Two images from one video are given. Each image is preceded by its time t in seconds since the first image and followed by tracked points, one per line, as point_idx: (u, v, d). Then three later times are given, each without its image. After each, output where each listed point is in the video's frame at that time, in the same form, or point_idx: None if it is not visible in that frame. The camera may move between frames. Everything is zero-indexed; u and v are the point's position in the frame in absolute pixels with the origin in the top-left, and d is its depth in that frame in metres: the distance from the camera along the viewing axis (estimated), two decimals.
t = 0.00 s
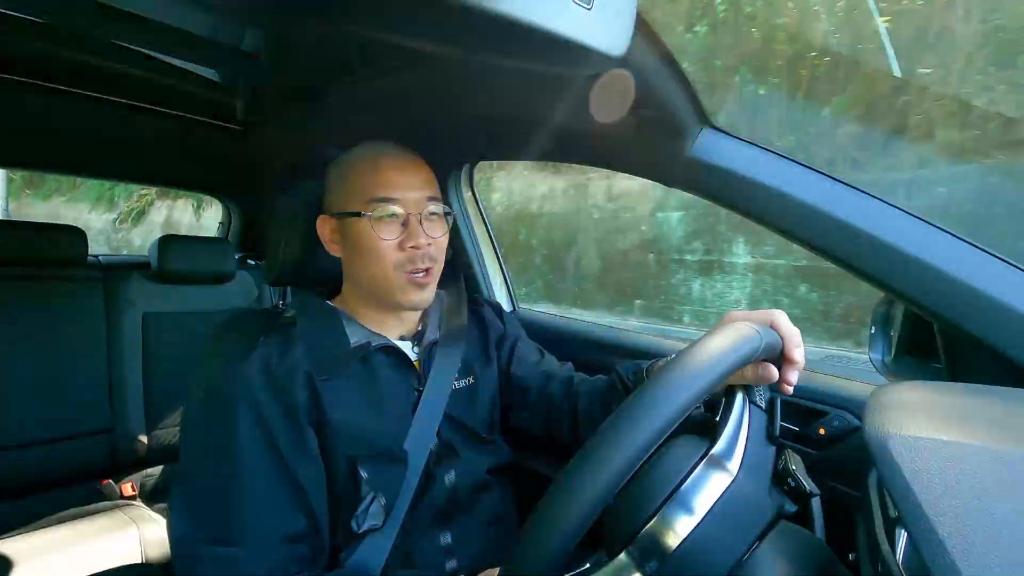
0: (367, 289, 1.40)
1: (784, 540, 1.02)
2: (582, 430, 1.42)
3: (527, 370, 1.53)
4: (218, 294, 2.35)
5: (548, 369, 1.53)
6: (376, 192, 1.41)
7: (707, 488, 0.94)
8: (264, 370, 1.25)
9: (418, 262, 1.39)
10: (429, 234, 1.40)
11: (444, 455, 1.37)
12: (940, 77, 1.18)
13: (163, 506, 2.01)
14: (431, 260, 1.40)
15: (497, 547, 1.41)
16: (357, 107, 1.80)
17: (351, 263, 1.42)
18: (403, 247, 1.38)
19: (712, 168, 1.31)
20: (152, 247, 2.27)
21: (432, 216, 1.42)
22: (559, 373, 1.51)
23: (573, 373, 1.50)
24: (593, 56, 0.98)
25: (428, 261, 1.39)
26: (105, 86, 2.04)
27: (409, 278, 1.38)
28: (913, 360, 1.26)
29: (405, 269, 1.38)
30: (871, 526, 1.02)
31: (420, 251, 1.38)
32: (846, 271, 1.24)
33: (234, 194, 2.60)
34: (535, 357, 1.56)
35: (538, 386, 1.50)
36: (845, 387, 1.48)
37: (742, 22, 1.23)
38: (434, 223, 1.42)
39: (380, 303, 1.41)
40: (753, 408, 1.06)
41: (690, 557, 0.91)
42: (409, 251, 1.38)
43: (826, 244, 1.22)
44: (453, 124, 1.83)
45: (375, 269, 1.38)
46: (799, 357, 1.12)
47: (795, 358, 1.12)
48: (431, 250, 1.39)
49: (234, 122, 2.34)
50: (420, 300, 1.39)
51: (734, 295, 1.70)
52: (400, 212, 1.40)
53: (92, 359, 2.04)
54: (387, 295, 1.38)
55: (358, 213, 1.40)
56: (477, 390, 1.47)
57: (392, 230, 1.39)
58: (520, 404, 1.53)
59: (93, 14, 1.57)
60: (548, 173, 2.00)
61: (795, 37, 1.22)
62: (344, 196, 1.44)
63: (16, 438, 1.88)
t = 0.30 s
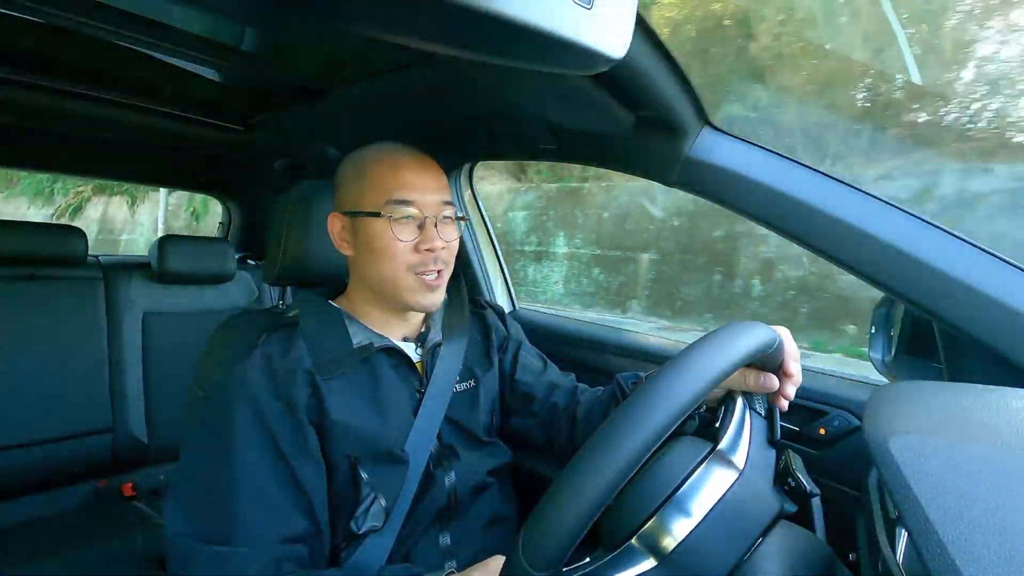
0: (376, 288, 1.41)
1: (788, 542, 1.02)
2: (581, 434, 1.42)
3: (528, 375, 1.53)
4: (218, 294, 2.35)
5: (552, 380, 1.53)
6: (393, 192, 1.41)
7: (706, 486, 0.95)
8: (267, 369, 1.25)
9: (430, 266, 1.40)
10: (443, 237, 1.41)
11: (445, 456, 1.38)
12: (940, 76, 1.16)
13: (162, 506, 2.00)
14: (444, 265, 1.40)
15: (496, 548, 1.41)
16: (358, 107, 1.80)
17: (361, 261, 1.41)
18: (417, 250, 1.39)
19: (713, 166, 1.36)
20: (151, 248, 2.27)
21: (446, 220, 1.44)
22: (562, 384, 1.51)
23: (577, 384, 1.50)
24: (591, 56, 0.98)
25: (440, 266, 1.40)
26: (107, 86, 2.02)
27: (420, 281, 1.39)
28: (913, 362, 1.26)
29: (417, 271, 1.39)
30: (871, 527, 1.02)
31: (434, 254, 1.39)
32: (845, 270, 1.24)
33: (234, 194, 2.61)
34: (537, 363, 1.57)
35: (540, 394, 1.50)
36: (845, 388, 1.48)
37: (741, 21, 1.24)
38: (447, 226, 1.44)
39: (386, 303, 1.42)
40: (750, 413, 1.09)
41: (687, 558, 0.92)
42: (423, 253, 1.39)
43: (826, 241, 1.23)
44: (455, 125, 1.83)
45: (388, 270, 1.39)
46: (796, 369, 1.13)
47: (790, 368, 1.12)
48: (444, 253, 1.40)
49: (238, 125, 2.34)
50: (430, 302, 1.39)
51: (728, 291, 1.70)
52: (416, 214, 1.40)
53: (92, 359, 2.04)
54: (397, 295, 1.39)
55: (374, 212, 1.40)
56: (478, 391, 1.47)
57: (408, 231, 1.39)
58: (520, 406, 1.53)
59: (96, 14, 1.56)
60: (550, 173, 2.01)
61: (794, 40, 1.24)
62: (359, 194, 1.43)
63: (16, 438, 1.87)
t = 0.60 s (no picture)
0: (383, 289, 1.41)
1: (791, 541, 1.02)
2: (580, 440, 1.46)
3: (532, 382, 1.58)
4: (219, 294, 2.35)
5: (557, 389, 1.57)
6: (401, 192, 1.41)
7: (708, 488, 1.00)
8: (269, 369, 1.24)
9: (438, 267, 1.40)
10: (452, 238, 1.42)
11: (447, 458, 1.41)
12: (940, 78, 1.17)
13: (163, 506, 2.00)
14: (452, 266, 1.41)
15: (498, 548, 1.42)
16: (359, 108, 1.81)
17: (368, 262, 1.42)
18: (426, 250, 1.39)
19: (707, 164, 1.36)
20: (151, 247, 2.25)
21: (455, 221, 1.44)
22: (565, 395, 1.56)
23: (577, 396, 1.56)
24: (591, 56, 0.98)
25: (447, 267, 1.40)
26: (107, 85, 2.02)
27: (428, 281, 1.39)
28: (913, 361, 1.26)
29: (425, 272, 1.39)
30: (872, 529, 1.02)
31: (442, 255, 1.39)
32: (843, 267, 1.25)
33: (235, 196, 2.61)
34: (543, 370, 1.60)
35: (544, 401, 1.54)
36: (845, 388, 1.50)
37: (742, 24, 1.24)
38: (455, 227, 1.44)
39: (392, 303, 1.42)
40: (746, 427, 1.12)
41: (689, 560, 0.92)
42: (432, 254, 1.39)
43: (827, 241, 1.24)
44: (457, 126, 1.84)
45: (396, 271, 1.39)
46: (784, 389, 1.19)
47: (780, 390, 1.18)
48: (452, 254, 1.41)
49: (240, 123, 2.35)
50: (437, 303, 1.39)
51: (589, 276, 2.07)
52: (425, 215, 1.40)
53: (92, 359, 2.04)
54: (405, 296, 1.39)
55: (383, 213, 1.41)
56: (480, 393, 1.52)
57: (417, 231, 1.39)
58: (523, 409, 1.56)
59: (97, 14, 1.56)
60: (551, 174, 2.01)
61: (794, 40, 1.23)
62: (367, 195, 1.44)
63: (16, 438, 1.87)
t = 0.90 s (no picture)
0: (382, 291, 1.40)
1: (795, 542, 1.01)
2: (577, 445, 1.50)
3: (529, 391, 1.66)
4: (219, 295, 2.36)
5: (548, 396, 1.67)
6: (401, 192, 1.42)
7: (716, 493, 1.03)
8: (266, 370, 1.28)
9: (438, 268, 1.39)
10: (451, 239, 1.42)
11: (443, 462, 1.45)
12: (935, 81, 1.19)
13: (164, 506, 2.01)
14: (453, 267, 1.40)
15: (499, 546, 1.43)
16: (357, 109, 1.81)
17: (367, 263, 1.41)
18: (426, 251, 1.38)
19: (707, 161, 1.23)
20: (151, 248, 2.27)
21: (453, 221, 1.44)
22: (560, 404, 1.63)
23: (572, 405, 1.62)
24: (586, 57, 0.98)
25: (448, 269, 1.39)
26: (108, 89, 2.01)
27: (428, 283, 1.38)
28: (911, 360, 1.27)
29: (426, 274, 1.38)
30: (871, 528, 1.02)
31: (443, 256, 1.39)
32: (848, 268, 1.19)
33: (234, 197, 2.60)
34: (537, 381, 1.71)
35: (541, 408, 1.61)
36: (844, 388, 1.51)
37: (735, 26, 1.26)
38: (455, 228, 1.44)
39: (390, 304, 1.42)
40: (738, 439, 1.12)
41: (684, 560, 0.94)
42: (432, 255, 1.38)
43: (831, 247, 1.17)
44: (457, 129, 1.85)
45: (396, 272, 1.39)
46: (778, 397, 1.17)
47: (772, 399, 1.16)
48: (453, 255, 1.41)
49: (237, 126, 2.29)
50: (439, 304, 1.38)
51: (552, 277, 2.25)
52: (423, 216, 1.41)
53: (92, 359, 2.05)
54: (405, 298, 1.38)
55: (384, 213, 1.41)
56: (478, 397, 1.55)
57: (416, 231, 1.39)
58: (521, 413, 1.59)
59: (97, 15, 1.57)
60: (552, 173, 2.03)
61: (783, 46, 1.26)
62: (367, 195, 1.45)
63: (15, 437, 1.87)
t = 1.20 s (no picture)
0: (374, 285, 1.55)
1: (791, 542, 1.03)
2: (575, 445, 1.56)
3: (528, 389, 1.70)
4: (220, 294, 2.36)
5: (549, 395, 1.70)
6: (390, 186, 1.59)
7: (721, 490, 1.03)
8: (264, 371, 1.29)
9: (426, 256, 1.57)
10: (438, 230, 1.61)
11: (440, 461, 1.48)
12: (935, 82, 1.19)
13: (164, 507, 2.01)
14: (439, 256, 1.58)
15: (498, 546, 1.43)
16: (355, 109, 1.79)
17: (358, 257, 1.57)
18: (414, 241, 1.57)
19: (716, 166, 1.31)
20: (151, 248, 2.27)
21: (439, 213, 1.63)
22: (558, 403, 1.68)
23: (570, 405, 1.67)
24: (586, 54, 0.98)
25: (435, 257, 1.57)
26: (108, 90, 2.00)
27: (418, 271, 1.56)
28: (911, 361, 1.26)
29: (415, 263, 1.56)
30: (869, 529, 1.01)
31: (428, 245, 1.57)
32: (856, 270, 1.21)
33: (235, 197, 2.65)
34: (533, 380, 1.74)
35: (538, 407, 1.66)
36: (844, 389, 1.52)
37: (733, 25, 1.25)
38: (441, 219, 1.63)
39: (382, 300, 1.56)
40: (738, 444, 1.12)
41: (681, 558, 0.94)
42: (419, 245, 1.56)
43: (827, 242, 1.21)
44: (456, 128, 1.85)
45: (386, 260, 1.55)
46: (774, 401, 1.20)
47: (764, 404, 1.18)
48: (439, 245, 1.59)
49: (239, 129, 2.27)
50: (425, 290, 1.55)
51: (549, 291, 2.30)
52: (411, 208, 1.59)
53: (92, 359, 2.05)
54: (395, 286, 1.54)
55: (372, 205, 1.58)
56: (473, 395, 1.61)
57: (405, 222, 1.57)
58: (514, 414, 1.68)
59: (96, 15, 1.56)
60: (552, 172, 2.03)
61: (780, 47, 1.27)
62: (355, 192, 1.61)
63: (14, 438, 1.87)
